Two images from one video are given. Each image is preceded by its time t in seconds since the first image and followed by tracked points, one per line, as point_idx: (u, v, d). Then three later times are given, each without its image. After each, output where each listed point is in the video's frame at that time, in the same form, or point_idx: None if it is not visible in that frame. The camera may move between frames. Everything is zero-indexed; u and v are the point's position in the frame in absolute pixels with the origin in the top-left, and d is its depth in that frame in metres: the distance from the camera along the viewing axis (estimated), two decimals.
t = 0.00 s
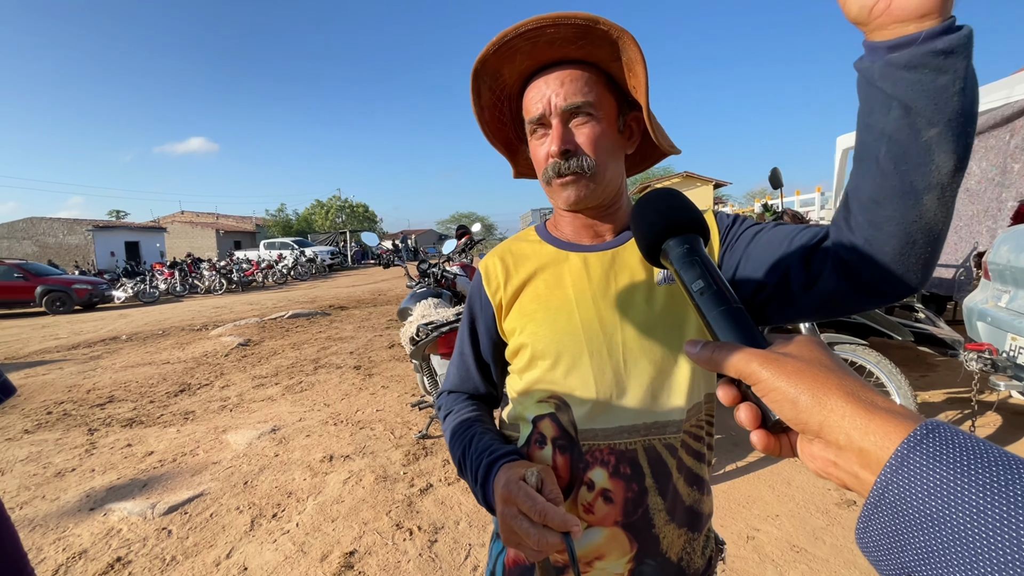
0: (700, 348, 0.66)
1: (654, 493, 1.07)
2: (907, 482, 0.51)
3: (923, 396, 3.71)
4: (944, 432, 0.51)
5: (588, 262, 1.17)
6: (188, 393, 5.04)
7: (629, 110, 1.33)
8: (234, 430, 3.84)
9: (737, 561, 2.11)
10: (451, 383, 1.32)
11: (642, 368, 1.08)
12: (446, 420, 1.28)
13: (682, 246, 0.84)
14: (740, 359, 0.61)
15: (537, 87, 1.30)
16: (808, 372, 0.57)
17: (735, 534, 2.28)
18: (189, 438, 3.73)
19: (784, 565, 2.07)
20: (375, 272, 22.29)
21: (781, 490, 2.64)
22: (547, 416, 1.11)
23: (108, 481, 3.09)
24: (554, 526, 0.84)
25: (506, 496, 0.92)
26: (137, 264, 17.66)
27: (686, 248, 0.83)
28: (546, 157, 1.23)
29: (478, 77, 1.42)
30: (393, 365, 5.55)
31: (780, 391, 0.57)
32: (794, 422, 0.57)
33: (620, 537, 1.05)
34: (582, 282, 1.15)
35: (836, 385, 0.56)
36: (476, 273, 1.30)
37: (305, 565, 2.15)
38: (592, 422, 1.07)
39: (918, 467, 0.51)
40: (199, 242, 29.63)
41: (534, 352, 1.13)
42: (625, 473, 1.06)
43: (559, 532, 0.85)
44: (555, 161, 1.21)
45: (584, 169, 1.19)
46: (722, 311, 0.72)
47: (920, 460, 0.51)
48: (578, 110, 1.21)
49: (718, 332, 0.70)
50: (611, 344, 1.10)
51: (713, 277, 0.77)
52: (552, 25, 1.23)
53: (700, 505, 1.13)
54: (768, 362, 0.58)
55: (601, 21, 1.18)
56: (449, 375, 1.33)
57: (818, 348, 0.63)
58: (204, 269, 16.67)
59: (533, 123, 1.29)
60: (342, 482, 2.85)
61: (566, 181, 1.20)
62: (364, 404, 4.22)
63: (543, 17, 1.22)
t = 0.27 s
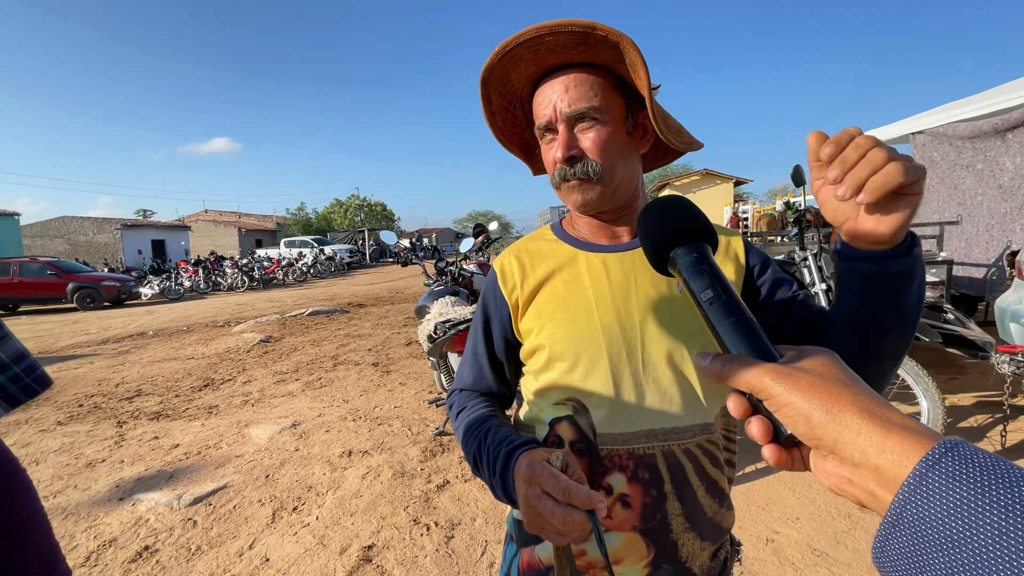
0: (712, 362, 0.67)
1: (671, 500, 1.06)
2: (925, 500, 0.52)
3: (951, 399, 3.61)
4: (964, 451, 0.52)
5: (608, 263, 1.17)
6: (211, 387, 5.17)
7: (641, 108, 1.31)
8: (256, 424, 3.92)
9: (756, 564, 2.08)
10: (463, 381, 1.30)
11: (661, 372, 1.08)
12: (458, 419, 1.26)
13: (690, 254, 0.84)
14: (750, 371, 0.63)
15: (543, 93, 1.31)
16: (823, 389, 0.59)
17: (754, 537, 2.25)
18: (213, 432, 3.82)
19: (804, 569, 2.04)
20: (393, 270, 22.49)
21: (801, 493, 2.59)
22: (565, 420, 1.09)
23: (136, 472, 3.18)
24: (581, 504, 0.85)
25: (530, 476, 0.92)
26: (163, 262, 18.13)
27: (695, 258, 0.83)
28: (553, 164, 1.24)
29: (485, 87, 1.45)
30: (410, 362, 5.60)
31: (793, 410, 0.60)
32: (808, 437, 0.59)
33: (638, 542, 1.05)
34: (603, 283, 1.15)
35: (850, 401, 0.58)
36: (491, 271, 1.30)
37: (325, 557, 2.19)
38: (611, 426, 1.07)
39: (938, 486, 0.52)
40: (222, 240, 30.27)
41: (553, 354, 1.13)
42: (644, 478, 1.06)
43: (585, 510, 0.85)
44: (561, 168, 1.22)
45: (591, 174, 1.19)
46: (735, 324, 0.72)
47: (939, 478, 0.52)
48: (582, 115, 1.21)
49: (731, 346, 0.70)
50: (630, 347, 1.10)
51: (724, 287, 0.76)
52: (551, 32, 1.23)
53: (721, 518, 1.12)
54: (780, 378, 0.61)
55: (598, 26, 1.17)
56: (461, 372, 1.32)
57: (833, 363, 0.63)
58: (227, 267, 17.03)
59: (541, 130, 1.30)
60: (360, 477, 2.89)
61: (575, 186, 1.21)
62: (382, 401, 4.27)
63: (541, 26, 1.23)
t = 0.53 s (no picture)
0: (697, 395, 0.66)
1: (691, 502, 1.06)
2: (914, 549, 0.52)
3: (982, 402, 3.51)
4: (951, 500, 0.53)
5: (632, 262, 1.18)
6: (235, 382, 5.29)
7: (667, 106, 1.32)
8: (278, 418, 4.01)
9: (777, 566, 2.06)
10: (480, 380, 1.28)
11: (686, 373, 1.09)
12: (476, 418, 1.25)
13: (678, 263, 0.83)
14: (738, 409, 0.62)
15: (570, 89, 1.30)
16: (809, 429, 0.58)
17: (775, 538, 2.23)
18: (237, 426, 3.92)
19: (826, 572, 2.01)
20: (411, 268, 22.67)
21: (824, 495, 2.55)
22: (587, 419, 1.09)
23: (164, 463, 3.28)
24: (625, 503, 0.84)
25: (569, 475, 0.90)
26: (188, 260, 18.59)
27: (683, 267, 0.82)
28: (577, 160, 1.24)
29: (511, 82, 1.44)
30: (428, 359, 5.66)
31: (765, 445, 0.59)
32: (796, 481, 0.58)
33: (659, 543, 1.05)
34: (627, 284, 1.15)
35: (837, 444, 0.57)
36: (508, 268, 1.29)
37: (346, 550, 2.23)
38: (634, 426, 1.07)
39: (926, 535, 0.52)
40: (245, 239, 30.88)
41: (576, 353, 1.12)
42: (667, 479, 1.05)
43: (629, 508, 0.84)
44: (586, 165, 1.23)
45: (616, 172, 1.19)
46: (725, 346, 0.71)
47: (928, 527, 0.52)
48: (609, 112, 1.21)
49: (719, 372, 0.70)
50: (654, 349, 1.10)
51: (711, 303, 0.75)
52: (581, 28, 1.23)
53: (738, 520, 1.12)
54: (773, 423, 0.59)
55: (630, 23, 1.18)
56: (477, 372, 1.30)
57: (823, 402, 0.61)
58: (249, 265, 17.38)
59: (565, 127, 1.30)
60: (380, 472, 2.94)
61: (599, 185, 1.22)
62: (401, 397, 4.33)
63: (571, 22, 1.22)
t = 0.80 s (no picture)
0: (652, 445, 0.64)
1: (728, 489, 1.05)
2: None
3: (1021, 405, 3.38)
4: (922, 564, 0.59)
5: (661, 257, 1.20)
6: (262, 376, 5.42)
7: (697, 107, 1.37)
8: (304, 411, 4.10)
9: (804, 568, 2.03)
10: (505, 377, 1.25)
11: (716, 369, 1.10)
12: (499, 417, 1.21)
13: (615, 265, 0.70)
14: (696, 475, 0.60)
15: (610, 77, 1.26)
16: (776, 496, 0.59)
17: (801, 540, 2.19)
18: (265, 418, 4.02)
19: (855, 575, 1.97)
20: (432, 265, 22.85)
21: (853, 497, 2.49)
22: (615, 415, 1.09)
23: (196, 453, 3.39)
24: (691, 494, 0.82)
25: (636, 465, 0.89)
26: (216, 257, 19.09)
27: (625, 271, 0.69)
28: (617, 151, 1.20)
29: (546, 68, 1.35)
30: (450, 355, 5.70)
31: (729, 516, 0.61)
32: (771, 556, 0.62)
33: (687, 535, 1.06)
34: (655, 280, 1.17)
35: (799, 500, 0.60)
36: (529, 265, 1.28)
37: (370, 540, 2.28)
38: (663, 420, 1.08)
39: None
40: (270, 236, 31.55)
41: (604, 349, 1.13)
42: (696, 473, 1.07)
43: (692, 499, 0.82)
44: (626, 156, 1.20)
45: (657, 166, 1.18)
46: (677, 380, 0.65)
47: None
48: (655, 105, 1.20)
49: (672, 411, 0.65)
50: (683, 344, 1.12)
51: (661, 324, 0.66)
52: (635, 16, 1.21)
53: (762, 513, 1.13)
54: (739, 497, 0.59)
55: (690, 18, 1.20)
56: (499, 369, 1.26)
57: (783, 451, 0.62)
58: (274, 262, 17.75)
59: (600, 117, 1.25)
60: (403, 465, 2.98)
61: (639, 179, 1.20)
62: (423, 392, 4.38)
63: (627, 9, 1.20)
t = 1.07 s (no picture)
0: (557, 500, 0.58)
1: (770, 467, 1.06)
2: None
3: None
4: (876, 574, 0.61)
5: (685, 251, 1.19)
6: (288, 369, 5.55)
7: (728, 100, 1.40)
8: (328, 404, 4.18)
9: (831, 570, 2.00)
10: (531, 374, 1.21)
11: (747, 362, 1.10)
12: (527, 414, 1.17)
13: (460, 293, 0.59)
14: (616, 527, 0.57)
15: (661, 62, 1.22)
16: (710, 538, 0.58)
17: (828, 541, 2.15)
18: (290, 410, 4.12)
19: None
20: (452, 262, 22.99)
21: (883, 500, 2.43)
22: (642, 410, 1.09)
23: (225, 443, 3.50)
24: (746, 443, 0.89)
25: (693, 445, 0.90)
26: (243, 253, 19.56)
27: (469, 302, 0.58)
28: (666, 140, 1.18)
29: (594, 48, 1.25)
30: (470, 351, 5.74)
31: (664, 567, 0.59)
32: None
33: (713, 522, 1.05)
34: (680, 274, 1.16)
35: (735, 535, 0.59)
36: (553, 261, 1.27)
37: (394, 531, 2.32)
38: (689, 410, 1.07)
39: None
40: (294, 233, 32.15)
41: (630, 343, 1.12)
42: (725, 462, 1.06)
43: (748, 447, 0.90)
44: (673, 147, 1.19)
45: (702, 158, 1.18)
46: (565, 421, 0.58)
47: None
48: (705, 96, 1.19)
49: (570, 453, 0.60)
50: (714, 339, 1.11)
51: (531, 360, 0.57)
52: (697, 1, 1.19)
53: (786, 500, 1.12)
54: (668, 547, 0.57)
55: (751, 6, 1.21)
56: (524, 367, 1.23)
57: (708, 481, 0.59)
58: (298, 258, 18.10)
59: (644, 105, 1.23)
60: (426, 458, 3.02)
61: (684, 171, 1.19)
62: (444, 387, 4.42)
63: None
